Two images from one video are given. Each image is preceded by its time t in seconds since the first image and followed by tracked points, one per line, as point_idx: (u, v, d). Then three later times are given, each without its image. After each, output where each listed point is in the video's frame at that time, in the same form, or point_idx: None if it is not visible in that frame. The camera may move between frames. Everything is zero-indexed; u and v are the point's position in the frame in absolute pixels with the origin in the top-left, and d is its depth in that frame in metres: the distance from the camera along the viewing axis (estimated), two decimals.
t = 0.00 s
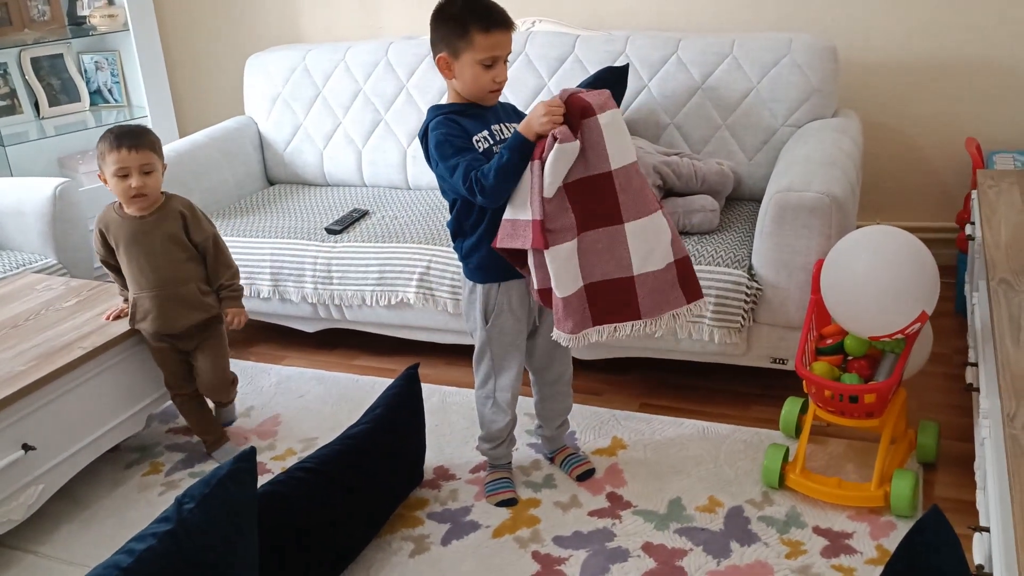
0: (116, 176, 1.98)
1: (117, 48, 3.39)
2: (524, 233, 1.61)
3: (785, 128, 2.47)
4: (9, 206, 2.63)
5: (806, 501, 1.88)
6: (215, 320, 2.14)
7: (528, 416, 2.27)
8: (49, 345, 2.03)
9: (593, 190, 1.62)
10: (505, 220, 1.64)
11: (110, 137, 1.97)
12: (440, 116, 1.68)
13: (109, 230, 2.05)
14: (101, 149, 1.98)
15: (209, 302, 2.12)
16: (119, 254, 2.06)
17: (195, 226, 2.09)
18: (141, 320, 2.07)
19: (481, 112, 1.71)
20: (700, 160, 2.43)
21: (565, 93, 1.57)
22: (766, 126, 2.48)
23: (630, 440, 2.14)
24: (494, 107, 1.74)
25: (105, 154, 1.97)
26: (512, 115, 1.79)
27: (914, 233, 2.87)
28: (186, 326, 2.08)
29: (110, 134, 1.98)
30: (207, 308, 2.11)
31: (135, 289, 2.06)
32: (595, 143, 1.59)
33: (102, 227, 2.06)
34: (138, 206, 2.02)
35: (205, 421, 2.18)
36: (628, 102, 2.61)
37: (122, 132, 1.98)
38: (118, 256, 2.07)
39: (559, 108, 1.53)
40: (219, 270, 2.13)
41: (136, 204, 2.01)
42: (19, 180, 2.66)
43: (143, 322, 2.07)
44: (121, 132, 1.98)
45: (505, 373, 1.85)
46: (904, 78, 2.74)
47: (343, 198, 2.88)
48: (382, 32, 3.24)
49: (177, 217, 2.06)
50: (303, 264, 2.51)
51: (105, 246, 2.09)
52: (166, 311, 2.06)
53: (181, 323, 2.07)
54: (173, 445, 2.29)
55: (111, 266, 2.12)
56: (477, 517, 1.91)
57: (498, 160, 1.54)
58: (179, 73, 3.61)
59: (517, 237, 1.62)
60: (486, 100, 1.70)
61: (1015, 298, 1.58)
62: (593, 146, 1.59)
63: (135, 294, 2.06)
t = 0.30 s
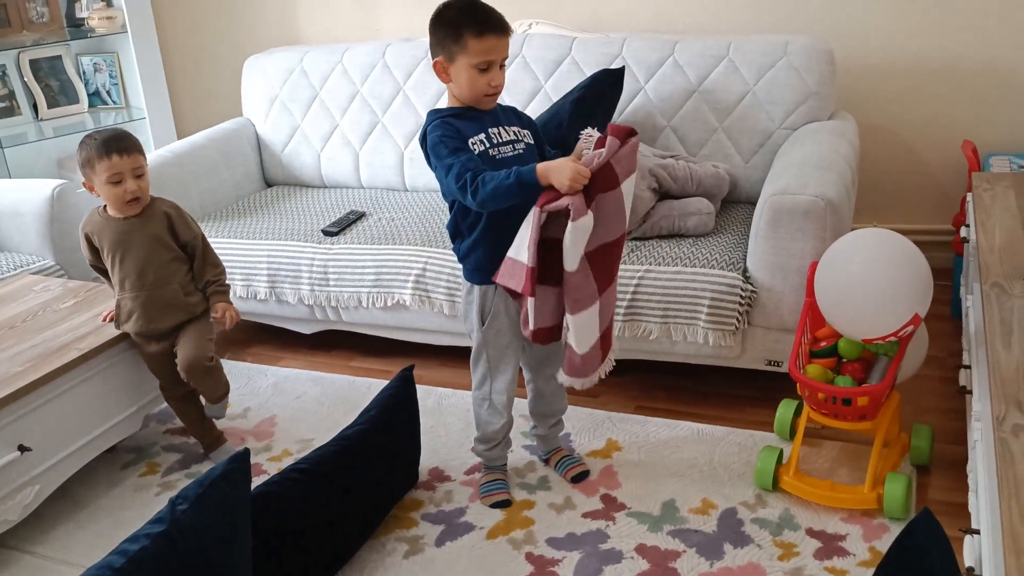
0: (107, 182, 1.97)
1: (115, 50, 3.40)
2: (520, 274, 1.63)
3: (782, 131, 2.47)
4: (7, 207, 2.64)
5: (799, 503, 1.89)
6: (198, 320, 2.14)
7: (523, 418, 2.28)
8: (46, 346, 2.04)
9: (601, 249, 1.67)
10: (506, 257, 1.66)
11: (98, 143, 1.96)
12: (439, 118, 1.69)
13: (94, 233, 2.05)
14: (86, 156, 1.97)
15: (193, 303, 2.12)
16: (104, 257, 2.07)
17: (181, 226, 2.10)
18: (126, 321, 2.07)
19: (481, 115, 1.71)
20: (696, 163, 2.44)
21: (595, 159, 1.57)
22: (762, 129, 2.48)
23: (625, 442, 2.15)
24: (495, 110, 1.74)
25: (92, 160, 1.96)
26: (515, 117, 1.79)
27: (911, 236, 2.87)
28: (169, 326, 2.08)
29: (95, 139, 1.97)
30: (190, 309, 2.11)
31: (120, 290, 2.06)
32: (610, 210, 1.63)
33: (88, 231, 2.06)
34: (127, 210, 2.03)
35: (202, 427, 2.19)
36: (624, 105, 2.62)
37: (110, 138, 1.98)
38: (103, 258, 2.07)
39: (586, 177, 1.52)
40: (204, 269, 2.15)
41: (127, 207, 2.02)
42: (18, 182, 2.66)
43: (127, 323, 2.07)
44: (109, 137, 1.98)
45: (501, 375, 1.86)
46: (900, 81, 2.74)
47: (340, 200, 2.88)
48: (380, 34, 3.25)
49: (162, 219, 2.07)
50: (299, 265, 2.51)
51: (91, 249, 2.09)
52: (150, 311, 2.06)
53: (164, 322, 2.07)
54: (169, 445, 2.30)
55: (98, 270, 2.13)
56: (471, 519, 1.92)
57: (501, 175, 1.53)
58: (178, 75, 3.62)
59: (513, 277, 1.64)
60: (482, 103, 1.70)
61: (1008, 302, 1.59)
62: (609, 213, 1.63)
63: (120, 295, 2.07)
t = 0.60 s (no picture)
0: (116, 180, 1.97)
1: (115, 51, 3.40)
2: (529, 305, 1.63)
3: (781, 131, 2.47)
4: (7, 208, 2.64)
5: (798, 503, 1.89)
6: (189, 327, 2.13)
7: (523, 418, 2.28)
8: (46, 346, 2.04)
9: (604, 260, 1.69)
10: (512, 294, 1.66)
11: (106, 142, 1.98)
12: (446, 117, 1.70)
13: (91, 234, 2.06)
14: (93, 156, 1.98)
15: (186, 311, 2.12)
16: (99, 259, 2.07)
17: (179, 230, 2.10)
18: (116, 325, 2.07)
19: (487, 116, 1.71)
20: (695, 164, 2.44)
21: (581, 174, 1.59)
22: (761, 130, 2.49)
23: (625, 442, 2.15)
24: (502, 110, 1.75)
25: (99, 160, 1.97)
26: (523, 117, 1.79)
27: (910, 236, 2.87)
28: (160, 332, 2.07)
29: (103, 139, 1.98)
30: (182, 316, 2.11)
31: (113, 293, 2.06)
32: (604, 221, 1.65)
33: (86, 232, 2.07)
34: (137, 209, 2.03)
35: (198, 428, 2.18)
36: (623, 105, 2.62)
37: (117, 138, 2.00)
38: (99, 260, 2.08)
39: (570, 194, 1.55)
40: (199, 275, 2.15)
41: (135, 206, 2.02)
42: (18, 182, 2.67)
43: (117, 327, 2.06)
44: (117, 137, 2.00)
45: (501, 374, 1.86)
46: (899, 82, 2.75)
47: (340, 201, 2.89)
48: (380, 35, 3.25)
49: (161, 222, 2.08)
50: (299, 265, 2.52)
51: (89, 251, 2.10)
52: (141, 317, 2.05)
53: (155, 328, 2.07)
54: (169, 446, 2.30)
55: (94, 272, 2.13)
56: (471, 518, 1.92)
57: (491, 192, 1.57)
58: (178, 76, 3.62)
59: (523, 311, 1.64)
60: (488, 104, 1.70)
61: (1007, 301, 1.59)
62: (604, 224, 1.65)
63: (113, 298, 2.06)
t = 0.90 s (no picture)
0: (130, 179, 1.96)
1: (118, 51, 3.40)
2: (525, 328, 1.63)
3: (784, 130, 2.47)
4: (11, 207, 2.65)
5: (803, 501, 1.89)
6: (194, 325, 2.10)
7: (527, 417, 2.28)
8: (51, 345, 2.04)
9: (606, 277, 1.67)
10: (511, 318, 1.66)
11: (117, 140, 1.95)
12: (452, 117, 1.71)
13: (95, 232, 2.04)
14: (104, 153, 1.94)
15: (190, 309, 2.07)
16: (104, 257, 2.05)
17: (182, 225, 2.04)
18: (121, 324, 2.05)
19: (492, 116, 1.71)
20: (699, 163, 2.44)
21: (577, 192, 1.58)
22: (764, 129, 2.49)
23: (629, 441, 2.15)
24: (508, 109, 1.75)
25: (112, 158, 1.94)
26: (530, 116, 1.79)
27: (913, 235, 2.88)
28: (162, 332, 2.05)
29: (114, 137, 1.95)
30: (187, 314, 2.07)
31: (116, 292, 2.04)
32: (605, 239, 1.64)
33: (91, 229, 2.05)
34: (146, 208, 2.01)
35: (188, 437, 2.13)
36: (627, 105, 2.62)
37: (128, 136, 1.97)
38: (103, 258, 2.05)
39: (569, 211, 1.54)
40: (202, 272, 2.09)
41: (146, 206, 2.00)
42: (21, 181, 2.67)
43: (122, 327, 2.05)
44: (128, 135, 1.97)
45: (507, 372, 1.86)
46: (902, 81, 2.75)
47: (343, 200, 2.89)
48: (382, 34, 3.25)
49: (166, 220, 2.03)
50: (303, 265, 2.52)
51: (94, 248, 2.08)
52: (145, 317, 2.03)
53: (158, 328, 2.04)
54: (174, 444, 2.30)
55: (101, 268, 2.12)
56: (475, 517, 1.92)
57: (486, 199, 1.58)
58: (181, 75, 3.63)
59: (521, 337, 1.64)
60: (494, 104, 1.70)
61: (1012, 299, 1.59)
62: (604, 242, 1.64)
63: (117, 297, 2.04)
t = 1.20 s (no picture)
0: (145, 185, 1.96)
1: (122, 52, 3.42)
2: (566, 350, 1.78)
3: (788, 133, 2.48)
4: (16, 208, 2.65)
5: (808, 503, 1.90)
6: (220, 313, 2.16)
7: (532, 418, 2.28)
8: (57, 345, 2.04)
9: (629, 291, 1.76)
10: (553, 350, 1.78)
11: (128, 147, 1.95)
12: (456, 119, 1.72)
13: (111, 239, 2.01)
14: (117, 162, 1.94)
15: (217, 298, 2.13)
16: (122, 263, 2.02)
17: (199, 219, 2.10)
18: (157, 326, 2.06)
19: (497, 117, 1.72)
20: (703, 166, 2.45)
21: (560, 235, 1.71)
22: (768, 132, 2.50)
23: (633, 443, 2.15)
24: (513, 110, 1.75)
25: (126, 166, 1.94)
26: (534, 116, 1.79)
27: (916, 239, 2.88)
28: (202, 323, 2.10)
29: (123, 145, 1.96)
30: (217, 302, 2.13)
31: (143, 295, 2.04)
32: (613, 259, 1.73)
33: (103, 238, 2.01)
34: (158, 211, 2.02)
35: (206, 431, 2.15)
36: (631, 108, 2.63)
37: (136, 143, 1.97)
38: (121, 264, 2.03)
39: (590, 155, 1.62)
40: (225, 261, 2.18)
41: (158, 210, 2.02)
42: (27, 183, 2.67)
43: (159, 328, 2.06)
44: (136, 142, 1.97)
45: (512, 373, 1.86)
46: (905, 85, 2.76)
47: (347, 202, 2.90)
48: (387, 37, 3.26)
49: (181, 217, 2.07)
50: (308, 267, 2.53)
51: (105, 258, 2.03)
52: (183, 313, 2.07)
53: (198, 320, 2.09)
54: (178, 445, 2.31)
55: (110, 277, 2.08)
56: (480, 518, 1.93)
57: (513, 181, 1.59)
58: (185, 77, 3.64)
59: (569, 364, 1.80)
60: (498, 106, 1.71)
61: (1017, 302, 1.60)
62: (614, 263, 1.73)
63: (145, 300, 2.04)
